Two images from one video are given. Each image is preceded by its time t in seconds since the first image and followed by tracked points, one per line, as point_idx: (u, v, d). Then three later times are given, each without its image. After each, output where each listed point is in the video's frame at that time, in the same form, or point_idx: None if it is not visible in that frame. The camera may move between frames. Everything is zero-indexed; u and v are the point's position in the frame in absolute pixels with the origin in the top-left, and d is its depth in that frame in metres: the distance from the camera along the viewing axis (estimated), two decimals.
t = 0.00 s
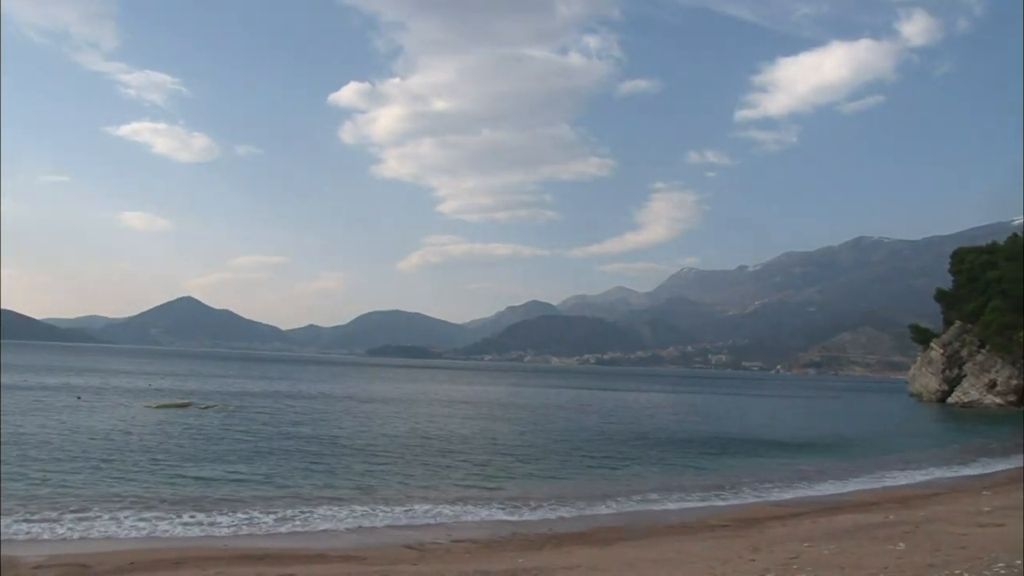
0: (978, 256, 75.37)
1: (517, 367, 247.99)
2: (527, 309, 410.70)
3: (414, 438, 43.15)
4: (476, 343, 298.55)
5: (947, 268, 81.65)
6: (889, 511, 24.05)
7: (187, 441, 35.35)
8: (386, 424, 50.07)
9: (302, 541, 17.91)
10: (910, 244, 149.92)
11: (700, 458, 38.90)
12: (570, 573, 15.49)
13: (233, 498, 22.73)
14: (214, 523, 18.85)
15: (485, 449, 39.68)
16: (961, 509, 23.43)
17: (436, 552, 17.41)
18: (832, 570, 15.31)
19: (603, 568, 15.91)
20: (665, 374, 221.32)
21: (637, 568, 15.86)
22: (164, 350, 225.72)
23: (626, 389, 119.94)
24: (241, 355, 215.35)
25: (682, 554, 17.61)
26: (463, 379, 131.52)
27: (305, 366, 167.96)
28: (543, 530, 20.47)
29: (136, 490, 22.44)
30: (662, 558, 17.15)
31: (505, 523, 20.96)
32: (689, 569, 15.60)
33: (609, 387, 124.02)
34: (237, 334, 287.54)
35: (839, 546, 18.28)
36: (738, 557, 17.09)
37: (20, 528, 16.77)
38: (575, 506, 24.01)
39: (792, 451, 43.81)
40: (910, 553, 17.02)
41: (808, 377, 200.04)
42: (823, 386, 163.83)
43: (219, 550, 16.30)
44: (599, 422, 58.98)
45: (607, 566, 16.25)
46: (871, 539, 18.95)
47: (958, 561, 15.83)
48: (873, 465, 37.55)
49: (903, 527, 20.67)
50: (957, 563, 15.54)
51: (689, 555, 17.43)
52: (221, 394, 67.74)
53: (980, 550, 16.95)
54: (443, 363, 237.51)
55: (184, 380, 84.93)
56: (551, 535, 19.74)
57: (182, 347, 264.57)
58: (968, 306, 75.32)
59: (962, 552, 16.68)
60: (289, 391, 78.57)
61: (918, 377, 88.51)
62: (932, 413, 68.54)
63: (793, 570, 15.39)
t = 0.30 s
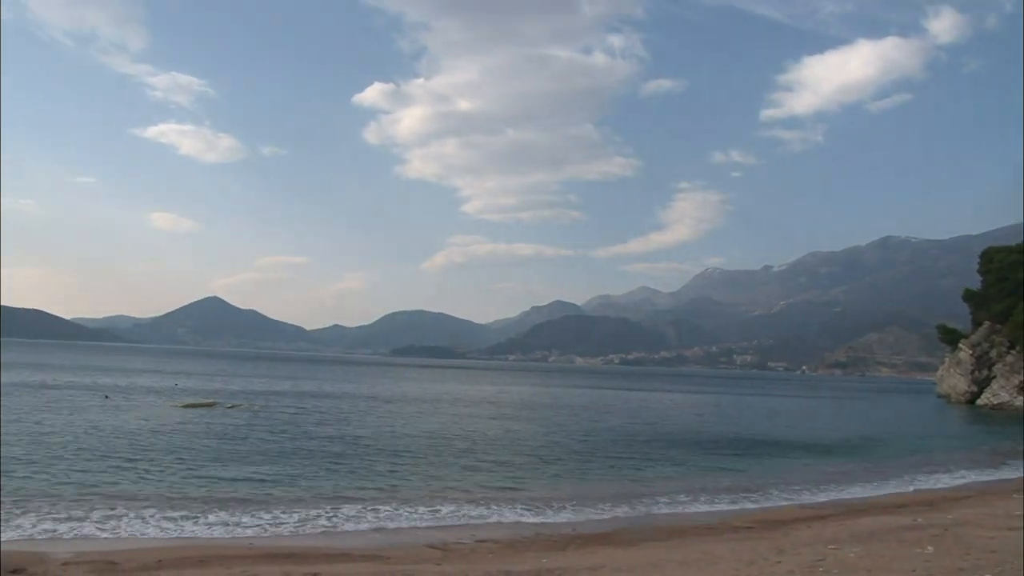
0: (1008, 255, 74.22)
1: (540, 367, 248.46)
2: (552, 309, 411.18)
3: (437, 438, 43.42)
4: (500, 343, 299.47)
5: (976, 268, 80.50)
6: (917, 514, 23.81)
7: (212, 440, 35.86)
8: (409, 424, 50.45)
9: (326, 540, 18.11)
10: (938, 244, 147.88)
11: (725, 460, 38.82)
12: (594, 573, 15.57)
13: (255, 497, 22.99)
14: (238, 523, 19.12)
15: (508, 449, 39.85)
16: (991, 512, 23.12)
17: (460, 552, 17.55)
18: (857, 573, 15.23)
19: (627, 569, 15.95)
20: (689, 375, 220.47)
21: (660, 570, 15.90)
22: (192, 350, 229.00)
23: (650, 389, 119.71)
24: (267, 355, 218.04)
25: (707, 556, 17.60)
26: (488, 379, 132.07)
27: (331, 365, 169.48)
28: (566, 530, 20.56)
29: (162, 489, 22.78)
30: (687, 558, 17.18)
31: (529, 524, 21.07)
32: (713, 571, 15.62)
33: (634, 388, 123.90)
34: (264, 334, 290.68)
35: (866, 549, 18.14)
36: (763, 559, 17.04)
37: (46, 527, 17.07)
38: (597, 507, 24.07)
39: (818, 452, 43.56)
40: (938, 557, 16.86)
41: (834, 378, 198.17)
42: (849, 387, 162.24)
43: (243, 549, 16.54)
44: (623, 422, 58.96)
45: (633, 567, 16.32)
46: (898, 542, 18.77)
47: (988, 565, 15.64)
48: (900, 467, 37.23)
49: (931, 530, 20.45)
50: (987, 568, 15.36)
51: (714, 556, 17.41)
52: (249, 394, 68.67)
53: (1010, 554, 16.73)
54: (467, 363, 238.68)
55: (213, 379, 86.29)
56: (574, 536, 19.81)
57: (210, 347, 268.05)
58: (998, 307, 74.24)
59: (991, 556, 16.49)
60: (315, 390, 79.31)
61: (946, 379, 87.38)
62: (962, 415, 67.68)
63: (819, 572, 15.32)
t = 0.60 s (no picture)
0: None
1: (560, 367, 248.59)
2: (572, 308, 411.28)
3: (457, 437, 43.58)
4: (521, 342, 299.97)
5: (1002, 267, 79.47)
6: (941, 516, 23.58)
7: (233, 439, 36.23)
8: (428, 424, 50.64)
9: (347, 540, 18.23)
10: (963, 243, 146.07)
11: (746, 460, 38.67)
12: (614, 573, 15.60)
13: (274, 497, 23.15)
14: (258, 522, 19.28)
15: (526, 448, 39.90)
16: (1017, 515, 22.85)
17: (480, 551, 17.62)
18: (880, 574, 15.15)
19: (648, 570, 15.97)
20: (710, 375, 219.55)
21: (681, 570, 15.91)
22: (216, 350, 231.80)
23: (671, 389, 119.37)
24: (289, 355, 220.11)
25: (728, 557, 17.57)
26: (508, 379, 132.45)
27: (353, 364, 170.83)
28: (586, 531, 20.57)
29: (183, 489, 23.00)
30: (707, 559, 17.19)
31: (549, 524, 21.10)
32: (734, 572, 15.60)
33: (654, 388, 123.65)
34: (286, 334, 293.52)
35: (889, 550, 18.01)
36: (784, 560, 16.99)
37: (69, 526, 17.31)
38: (617, 508, 24.06)
39: (840, 454, 43.32)
40: (962, 560, 16.71)
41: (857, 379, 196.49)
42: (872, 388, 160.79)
43: (264, 547, 16.70)
44: (643, 422, 58.90)
45: (653, 568, 16.32)
46: (922, 545, 18.59)
47: (1013, 569, 15.48)
48: (924, 469, 36.92)
49: (955, 532, 20.27)
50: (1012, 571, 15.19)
51: (734, 557, 17.40)
52: (272, 393, 69.34)
53: None
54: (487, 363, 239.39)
55: (237, 379, 87.29)
56: (594, 536, 19.82)
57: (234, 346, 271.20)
58: None
59: (1017, 560, 16.31)
60: (338, 390, 79.98)
61: (971, 380, 86.40)
62: (987, 416, 66.85)
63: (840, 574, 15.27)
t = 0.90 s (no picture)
0: None
1: (578, 367, 248.28)
2: (591, 309, 410.70)
3: (475, 437, 43.69)
4: (539, 342, 299.81)
5: None
6: (964, 518, 23.30)
7: (252, 438, 36.54)
8: (445, 424, 50.79)
9: (368, 539, 18.31)
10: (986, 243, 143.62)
11: (765, 461, 38.47)
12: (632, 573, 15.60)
13: (294, 496, 23.29)
14: (279, 522, 19.42)
15: (543, 448, 39.87)
16: None
17: (500, 552, 17.65)
18: None
19: (667, 570, 15.93)
20: (729, 376, 218.24)
21: (700, 572, 15.87)
22: (237, 350, 233.93)
23: (690, 390, 118.87)
24: (309, 355, 221.50)
25: (747, 558, 17.52)
26: (526, 379, 132.58)
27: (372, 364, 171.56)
28: (605, 532, 20.53)
29: (203, 488, 23.19)
30: (726, 560, 17.16)
31: (568, 525, 21.07)
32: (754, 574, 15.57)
33: (673, 388, 123.24)
34: (306, 333, 295.40)
35: (910, 553, 17.86)
36: (804, 562, 16.91)
37: (92, 524, 17.52)
38: (633, 509, 24.04)
39: (860, 456, 42.96)
40: (985, 563, 16.52)
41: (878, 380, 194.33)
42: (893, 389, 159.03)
43: (285, 546, 16.83)
44: (660, 423, 58.71)
45: (674, 569, 16.26)
46: (944, 548, 18.40)
47: None
48: (945, 472, 36.50)
49: (978, 536, 20.01)
50: None
51: (754, 558, 17.37)
52: (292, 393, 69.80)
53: None
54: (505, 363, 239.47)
55: (258, 379, 87.97)
56: (613, 537, 19.81)
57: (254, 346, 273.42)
58: None
59: None
60: (356, 390, 80.44)
61: (994, 381, 85.20)
62: (1011, 418, 65.94)
63: None
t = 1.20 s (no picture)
0: None
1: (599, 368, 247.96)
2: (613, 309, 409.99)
3: (495, 438, 43.81)
4: (561, 343, 299.56)
5: None
6: (992, 522, 23.00)
7: (275, 438, 36.92)
8: (466, 424, 50.93)
9: (391, 539, 18.40)
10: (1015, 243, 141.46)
11: (788, 464, 38.26)
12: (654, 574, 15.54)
13: (315, 497, 23.42)
14: (300, 522, 19.53)
15: (563, 449, 39.91)
16: None
17: (522, 552, 17.67)
18: None
19: (690, 572, 15.86)
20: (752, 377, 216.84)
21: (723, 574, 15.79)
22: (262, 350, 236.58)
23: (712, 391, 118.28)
24: (331, 354, 222.87)
25: (771, 560, 17.41)
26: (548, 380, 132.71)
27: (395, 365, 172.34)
28: (627, 533, 20.48)
29: (224, 488, 23.40)
30: (750, 563, 17.05)
31: (591, 527, 21.06)
32: None
33: (695, 389, 122.81)
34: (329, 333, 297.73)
35: (938, 557, 17.65)
36: (828, 564, 16.79)
37: (114, 524, 17.70)
38: (655, 511, 23.95)
39: (884, 458, 42.61)
40: (1014, 568, 16.29)
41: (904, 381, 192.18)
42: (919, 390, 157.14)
43: (309, 545, 16.96)
44: (681, 424, 58.52)
45: (697, 571, 16.16)
46: (971, 552, 18.18)
47: None
48: (971, 475, 36.11)
49: (1007, 539, 19.73)
50: None
51: (778, 560, 17.26)
52: (315, 393, 70.33)
53: None
54: (526, 364, 239.55)
55: (281, 378, 88.71)
56: (636, 538, 19.78)
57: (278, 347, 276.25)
58: None
59: None
60: (379, 390, 81.01)
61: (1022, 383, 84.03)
62: None
63: None
